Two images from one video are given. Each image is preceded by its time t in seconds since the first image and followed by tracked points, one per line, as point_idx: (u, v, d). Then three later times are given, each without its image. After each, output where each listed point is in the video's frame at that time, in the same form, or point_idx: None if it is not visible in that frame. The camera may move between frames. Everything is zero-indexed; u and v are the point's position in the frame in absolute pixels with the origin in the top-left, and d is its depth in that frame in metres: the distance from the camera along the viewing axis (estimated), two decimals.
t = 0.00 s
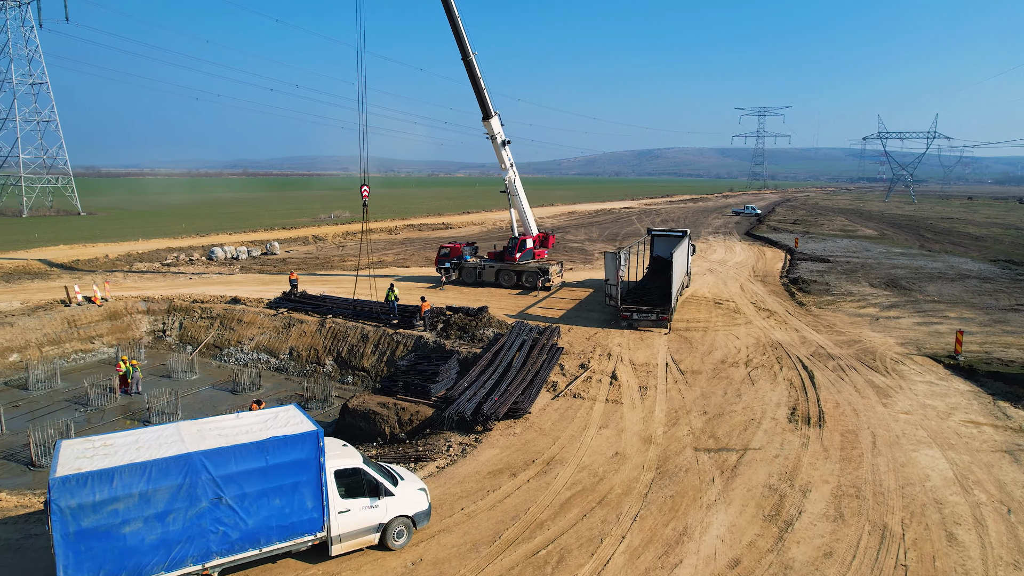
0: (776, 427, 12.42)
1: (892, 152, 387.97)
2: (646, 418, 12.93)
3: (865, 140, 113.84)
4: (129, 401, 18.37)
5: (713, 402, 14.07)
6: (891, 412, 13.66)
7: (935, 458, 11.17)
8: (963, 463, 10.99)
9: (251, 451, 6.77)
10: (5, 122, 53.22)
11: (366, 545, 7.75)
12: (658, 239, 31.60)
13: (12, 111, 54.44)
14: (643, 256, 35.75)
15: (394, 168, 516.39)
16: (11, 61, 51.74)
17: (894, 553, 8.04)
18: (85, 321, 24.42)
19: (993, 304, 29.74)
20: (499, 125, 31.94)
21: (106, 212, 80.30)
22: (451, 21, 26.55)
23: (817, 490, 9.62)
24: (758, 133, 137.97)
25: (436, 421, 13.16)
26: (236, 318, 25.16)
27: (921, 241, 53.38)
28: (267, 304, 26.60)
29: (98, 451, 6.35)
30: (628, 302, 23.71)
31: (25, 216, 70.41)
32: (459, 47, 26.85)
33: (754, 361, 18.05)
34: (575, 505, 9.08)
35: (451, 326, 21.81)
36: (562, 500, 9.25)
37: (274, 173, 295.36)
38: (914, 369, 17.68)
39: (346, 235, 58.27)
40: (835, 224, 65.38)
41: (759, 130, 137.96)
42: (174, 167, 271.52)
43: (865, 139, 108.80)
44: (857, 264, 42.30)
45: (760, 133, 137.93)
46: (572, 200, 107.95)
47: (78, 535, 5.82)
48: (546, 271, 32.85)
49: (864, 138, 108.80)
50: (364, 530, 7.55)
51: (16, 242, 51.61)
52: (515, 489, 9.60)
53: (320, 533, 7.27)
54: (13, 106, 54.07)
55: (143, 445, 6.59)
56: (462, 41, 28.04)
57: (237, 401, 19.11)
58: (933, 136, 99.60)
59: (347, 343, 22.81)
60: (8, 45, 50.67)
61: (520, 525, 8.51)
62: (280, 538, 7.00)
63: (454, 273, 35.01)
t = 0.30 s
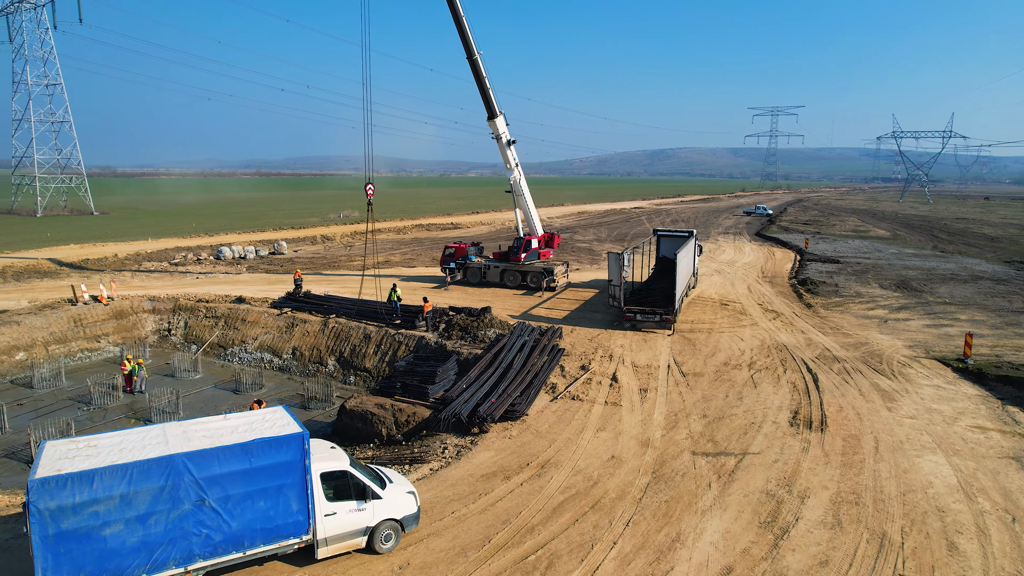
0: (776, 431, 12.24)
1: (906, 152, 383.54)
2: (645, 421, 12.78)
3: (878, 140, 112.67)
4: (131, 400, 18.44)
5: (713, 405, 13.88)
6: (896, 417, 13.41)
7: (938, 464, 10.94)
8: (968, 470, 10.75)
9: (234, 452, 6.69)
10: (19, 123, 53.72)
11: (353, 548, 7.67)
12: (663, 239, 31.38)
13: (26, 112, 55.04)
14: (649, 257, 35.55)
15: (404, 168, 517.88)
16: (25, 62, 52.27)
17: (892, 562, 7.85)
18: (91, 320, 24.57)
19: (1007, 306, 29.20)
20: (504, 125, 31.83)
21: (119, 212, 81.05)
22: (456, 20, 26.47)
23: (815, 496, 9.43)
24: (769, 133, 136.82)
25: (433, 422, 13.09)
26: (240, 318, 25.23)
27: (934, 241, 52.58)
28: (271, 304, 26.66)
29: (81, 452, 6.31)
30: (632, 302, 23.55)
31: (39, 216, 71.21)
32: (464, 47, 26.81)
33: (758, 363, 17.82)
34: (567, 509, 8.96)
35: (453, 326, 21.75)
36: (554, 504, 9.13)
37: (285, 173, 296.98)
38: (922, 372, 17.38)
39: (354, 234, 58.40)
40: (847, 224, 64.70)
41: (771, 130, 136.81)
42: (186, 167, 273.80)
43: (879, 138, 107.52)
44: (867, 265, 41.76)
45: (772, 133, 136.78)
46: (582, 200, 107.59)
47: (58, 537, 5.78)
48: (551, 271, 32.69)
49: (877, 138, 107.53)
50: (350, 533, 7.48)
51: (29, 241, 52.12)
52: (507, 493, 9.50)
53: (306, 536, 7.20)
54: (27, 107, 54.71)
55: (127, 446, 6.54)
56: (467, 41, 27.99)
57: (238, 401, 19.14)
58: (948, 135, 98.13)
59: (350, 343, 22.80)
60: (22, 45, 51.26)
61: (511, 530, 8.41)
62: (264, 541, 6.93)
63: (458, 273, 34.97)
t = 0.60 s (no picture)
0: (777, 435, 12.05)
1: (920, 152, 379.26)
2: (643, 424, 12.63)
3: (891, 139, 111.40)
4: (134, 399, 18.52)
5: (714, 408, 13.70)
6: (900, 421, 13.16)
7: (942, 470, 10.71)
8: (972, 477, 10.51)
9: (219, 454, 6.62)
10: (33, 123, 54.29)
11: (341, 551, 7.61)
12: (669, 240, 31.17)
13: (40, 112, 55.59)
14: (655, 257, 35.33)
15: (414, 168, 519.14)
16: (40, 63, 52.86)
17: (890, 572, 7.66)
18: (98, 318, 24.72)
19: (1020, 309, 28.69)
20: (510, 125, 31.75)
21: (131, 211, 81.77)
22: (462, 20, 26.42)
23: (814, 503, 9.25)
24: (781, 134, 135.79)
25: (430, 423, 13.01)
26: (244, 317, 25.31)
27: (948, 242, 51.81)
28: (276, 303, 26.72)
29: (64, 453, 6.27)
30: (635, 303, 23.38)
31: (53, 215, 72.00)
32: (469, 46, 26.77)
33: (762, 365, 17.60)
34: (560, 514, 8.84)
35: (455, 327, 21.69)
36: (547, 508, 9.02)
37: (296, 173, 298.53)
38: (929, 376, 17.07)
39: (361, 234, 58.54)
40: (859, 225, 63.97)
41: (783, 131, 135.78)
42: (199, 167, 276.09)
43: (893, 138, 106.26)
44: (878, 267, 41.25)
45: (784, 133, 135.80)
46: (591, 200, 107.25)
47: (38, 539, 5.75)
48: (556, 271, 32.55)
49: (891, 138, 106.28)
50: (338, 536, 7.41)
51: (42, 240, 52.69)
52: (500, 496, 9.40)
53: (292, 539, 7.13)
54: (40, 107, 55.26)
55: (111, 447, 6.49)
56: (472, 41, 27.95)
57: (240, 400, 19.19)
58: (964, 135, 96.76)
59: (353, 343, 22.81)
60: (36, 46, 51.85)
61: (501, 534, 8.32)
62: (249, 543, 6.86)
63: (464, 273, 34.93)
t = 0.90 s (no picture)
0: (778, 439, 11.86)
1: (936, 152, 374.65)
2: (642, 427, 12.48)
3: (907, 139, 109.95)
4: (137, 398, 18.61)
5: (715, 411, 13.52)
6: (905, 426, 12.92)
7: (947, 477, 10.48)
8: (978, 484, 10.28)
9: (204, 456, 6.55)
10: (47, 124, 54.90)
11: (329, 554, 7.54)
12: (676, 240, 30.90)
13: (54, 113, 56.12)
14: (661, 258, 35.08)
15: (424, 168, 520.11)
16: (55, 64, 53.48)
17: None
18: (104, 317, 24.87)
19: None
20: (516, 125, 31.65)
21: (143, 211, 82.35)
22: (467, 19, 26.34)
23: (812, 510, 9.07)
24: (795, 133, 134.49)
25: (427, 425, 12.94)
26: (249, 317, 25.38)
27: (962, 244, 51.03)
28: (281, 302, 26.79)
29: (48, 454, 6.23)
30: (639, 305, 23.19)
31: (67, 215, 72.71)
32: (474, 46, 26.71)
33: (766, 368, 17.38)
34: (552, 518, 8.73)
35: (457, 327, 21.62)
36: (540, 512, 8.90)
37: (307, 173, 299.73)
38: (937, 380, 16.78)
39: (370, 234, 58.64)
40: (872, 226, 63.25)
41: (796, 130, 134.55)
42: (212, 167, 278.24)
43: (908, 138, 104.93)
44: (889, 268, 40.69)
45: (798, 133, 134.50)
46: (601, 200, 106.90)
47: (19, 540, 5.70)
48: (561, 272, 32.39)
49: (906, 138, 104.95)
50: (325, 539, 7.35)
51: (56, 239, 53.30)
52: (493, 499, 9.30)
53: (279, 542, 7.05)
54: (54, 108, 55.77)
55: (96, 447, 6.45)
56: (478, 41, 27.90)
57: (242, 400, 19.22)
58: (981, 135, 95.36)
59: (356, 343, 22.80)
60: (50, 48, 52.39)
61: (492, 538, 8.22)
62: (235, 546, 6.79)
63: (469, 273, 34.83)
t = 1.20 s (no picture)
0: (779, 443, 11.67)
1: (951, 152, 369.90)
2: (641, 430, 12.34)
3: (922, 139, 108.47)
4: (141, 397, 18.69)
5: (716, 414, 13.34)
6: (911, 431, 12.68)
7: (952, 484, 10.26)
8: (983, 491, 10.06)
9: (190, 457, 6.50)
10: (61, 124, 55.46)
11: (317, 557, 7.48)
12: (682, 241, 30.64)
13: (67, 113, 56.67)
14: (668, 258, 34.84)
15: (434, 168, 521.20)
16: (69, 66, 54.16)
17: None
18: (111, 316, 25.03)
19: None
20: (522, 124, 31.55)
21: (155, 210, 83.05)
22: (473, 18, 26.29)
23: (811, 516, 8.90)
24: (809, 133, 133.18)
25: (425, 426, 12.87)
26: (254, 316, 25.48)
27: (977, 245, 50.23)
28: (286, 302, 26.87)
29: (34, 455, 6.20)
30: (644, 306, 23.02)
31: (81, 214, 73.44)
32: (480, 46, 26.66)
33: (770, 370, 17.15)
34: (546, 522, 8.63)
35: (460, 328, 21.56)
36: (533, 516, 8.80)
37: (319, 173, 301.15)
38: (945, 384, 16.47)
39: (378, 234, 58.75)
40: (885, 226, 62.48)
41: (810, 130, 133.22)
42: (225, 167, 280.30)
43: (923, 137, 103.59)
44: (901, 269, 40.14)
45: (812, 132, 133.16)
46: (611, 200, 106.59)
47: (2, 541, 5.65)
48: (567, 272, 32.26)
49: (922, 137, 103.60)
50: (314, 541, 7.29)
51: (68, 238, 53.88)
52: (486, 503, 9.21)
53: (266, 544, 6.97)
54: (67, 109, 56.33)
55: (82, 448, 6.41)
56: (483, 40, 27.84)
57: (245, 399, 19.27)
58: (999, 134, 93.90)
59: (359, 343, 22.80)
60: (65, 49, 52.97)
61: (484, 543, 8.13)
62: (222, 548, 6.72)
63: (474, 273, 34.76)
